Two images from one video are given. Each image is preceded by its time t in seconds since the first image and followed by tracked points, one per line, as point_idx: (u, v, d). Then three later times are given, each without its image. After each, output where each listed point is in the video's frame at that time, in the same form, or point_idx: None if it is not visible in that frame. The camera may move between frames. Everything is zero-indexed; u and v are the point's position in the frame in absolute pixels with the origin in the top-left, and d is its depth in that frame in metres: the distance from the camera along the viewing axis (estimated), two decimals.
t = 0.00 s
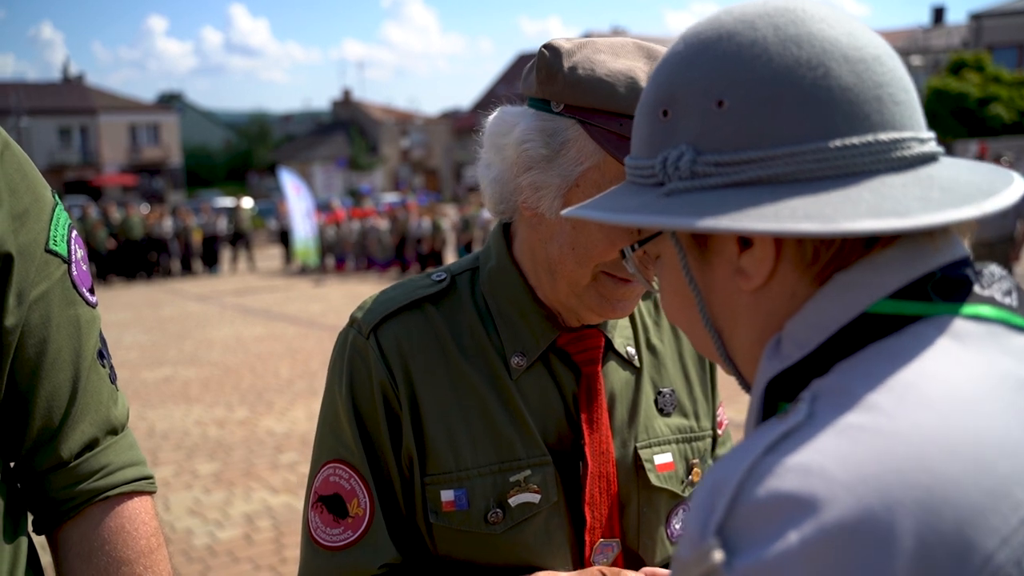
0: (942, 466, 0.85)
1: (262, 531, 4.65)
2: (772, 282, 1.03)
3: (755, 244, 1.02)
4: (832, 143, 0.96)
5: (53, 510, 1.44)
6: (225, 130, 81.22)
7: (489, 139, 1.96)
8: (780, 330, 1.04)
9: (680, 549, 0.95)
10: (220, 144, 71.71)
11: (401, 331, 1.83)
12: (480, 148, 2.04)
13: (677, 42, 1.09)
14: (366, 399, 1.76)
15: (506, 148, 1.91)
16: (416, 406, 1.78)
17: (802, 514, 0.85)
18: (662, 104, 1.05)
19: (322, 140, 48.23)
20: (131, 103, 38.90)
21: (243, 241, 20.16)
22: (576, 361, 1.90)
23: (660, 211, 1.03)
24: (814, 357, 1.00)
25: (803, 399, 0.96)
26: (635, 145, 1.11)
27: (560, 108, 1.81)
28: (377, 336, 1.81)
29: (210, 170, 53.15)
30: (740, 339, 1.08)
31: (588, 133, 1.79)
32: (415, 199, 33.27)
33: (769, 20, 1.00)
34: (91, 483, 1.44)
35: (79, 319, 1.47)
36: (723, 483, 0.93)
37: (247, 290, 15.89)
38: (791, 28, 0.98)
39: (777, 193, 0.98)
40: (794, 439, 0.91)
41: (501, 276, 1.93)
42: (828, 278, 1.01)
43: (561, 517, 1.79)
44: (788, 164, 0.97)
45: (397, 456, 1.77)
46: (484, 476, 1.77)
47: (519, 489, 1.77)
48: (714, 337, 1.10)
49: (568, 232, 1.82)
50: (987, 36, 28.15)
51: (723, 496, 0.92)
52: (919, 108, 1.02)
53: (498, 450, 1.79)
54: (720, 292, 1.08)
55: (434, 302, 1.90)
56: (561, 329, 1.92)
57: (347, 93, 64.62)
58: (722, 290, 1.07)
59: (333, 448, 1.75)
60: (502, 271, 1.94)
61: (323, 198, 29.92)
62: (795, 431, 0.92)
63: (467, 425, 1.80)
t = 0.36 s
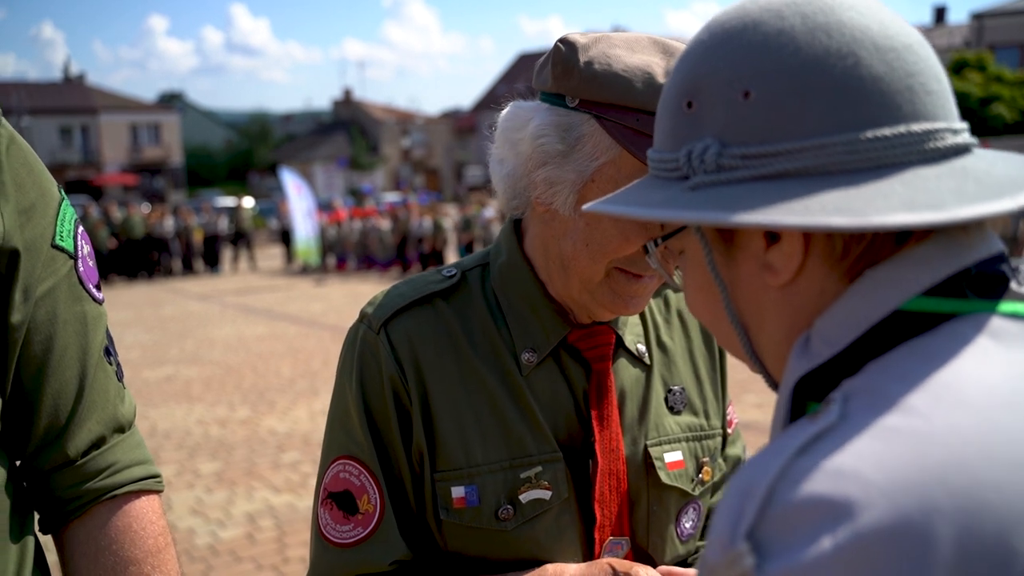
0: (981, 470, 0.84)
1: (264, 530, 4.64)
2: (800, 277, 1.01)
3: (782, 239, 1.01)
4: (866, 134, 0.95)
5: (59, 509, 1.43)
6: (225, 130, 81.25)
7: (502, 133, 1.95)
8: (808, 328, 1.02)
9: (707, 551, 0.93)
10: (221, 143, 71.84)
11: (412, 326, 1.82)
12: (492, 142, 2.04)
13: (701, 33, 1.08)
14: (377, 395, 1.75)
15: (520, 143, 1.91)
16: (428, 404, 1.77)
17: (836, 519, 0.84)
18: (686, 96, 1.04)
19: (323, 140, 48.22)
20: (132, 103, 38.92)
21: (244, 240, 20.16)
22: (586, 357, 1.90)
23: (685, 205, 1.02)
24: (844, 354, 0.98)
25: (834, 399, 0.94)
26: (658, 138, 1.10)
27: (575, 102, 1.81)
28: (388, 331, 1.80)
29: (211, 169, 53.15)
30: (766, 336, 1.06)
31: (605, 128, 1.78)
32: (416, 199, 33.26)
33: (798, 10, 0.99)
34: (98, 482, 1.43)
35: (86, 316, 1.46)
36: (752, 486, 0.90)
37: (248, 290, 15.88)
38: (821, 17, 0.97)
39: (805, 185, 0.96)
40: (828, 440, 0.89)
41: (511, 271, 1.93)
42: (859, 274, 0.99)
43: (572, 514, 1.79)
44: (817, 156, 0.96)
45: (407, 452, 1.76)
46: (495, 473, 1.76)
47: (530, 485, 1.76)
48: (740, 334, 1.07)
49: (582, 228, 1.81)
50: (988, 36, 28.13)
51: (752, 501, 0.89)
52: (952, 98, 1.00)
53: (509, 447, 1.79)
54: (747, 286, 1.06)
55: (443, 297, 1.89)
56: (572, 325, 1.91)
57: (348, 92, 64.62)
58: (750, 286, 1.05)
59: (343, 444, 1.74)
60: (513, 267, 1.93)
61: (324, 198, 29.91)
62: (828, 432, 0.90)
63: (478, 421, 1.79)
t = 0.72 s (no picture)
0: (1019, 471, 0.83)
1: (266, 530, 4.63)
2: (825, 275, 0.99)
3: (806, 237, 0.99)
4: (885, 125, 0.93)
5: (65, 508, 1.42)
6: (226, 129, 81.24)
7: (508, 129, 1.94)
8: (838, 328, 1.01)
9: (741, 554, 0.92)
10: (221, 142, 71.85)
11: (419, 323, 1.81)
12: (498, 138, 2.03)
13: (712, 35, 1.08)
14: (383, 392, 1.75)
15: (527, 137, 1.90)
16: (435, 403, 1.76)
17: (875, 527, 0.82)
18: (701, 97, 1.04)
19: (324, 139, 48.21)
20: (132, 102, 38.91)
21: (245, 240, 20.15)
22: (594, 354, 1.89)
23: (703, 207, 1.01)
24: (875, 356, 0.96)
25: (868, 401, 0.92)
26: (674, 143, 1.10)
27: (583, 94, 1.80)
28: (394, 328, 1.79)
29: (211, 169, 53.13)
30: (794, 340, 1.04)
31: (612, 120, 1.77)
32: (417, 199, 33.24)
33: (807, 3, 0.98)
34: (104, 481, 1.43)
35: (92, 314, 1.45)
36: (785, 491, 0.90)
37: (249, 289, 15.86)
38: (831, 9, 0.97)
39: (824, 181, 0.95)
40: (864, 442, 0.88)
41: (520, 268, 1.92)
42: (894, 271, 0.97)
43: (581, 510, 1.78)
44: (834, 150, 0.95)
45: (415, 450, 1.75)
46: (503, 470, 1.76)
47: (538, 482, 1.76)
48: (768, 339, 1.06)
49: (591, 221, 1.81)
50: (989, 36, 28.12)
51: (786, 507, 0.88)
52: (973, 83, 0.99)
53: (517, 444, 1.78)
54: (770, 285, 1.04)
55: (450, 293, 1.89)
56: (579, 321, 1.91)
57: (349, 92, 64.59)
58: (774, 287, 1.04)
59: (350, 441, 1.73)
60: (519, 262, 1.92)
61: (324, 197, 29.88)
62: (861, 437, 0.89)
63: (486, 418, 1.78)
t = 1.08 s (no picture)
0: None
1: (266, 529, 4.62)
2: (850, 272, 0.99)
3: (830, 232, 0.99)
4: (908, 116, 0.93)
5: (69, 509, 1.42)
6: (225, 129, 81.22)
7: (511, 126, 1.94)
8: (865, 325, 1.00)
9: (765, 554, 0.91)
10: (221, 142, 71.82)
11: (424, 321, 1.81)
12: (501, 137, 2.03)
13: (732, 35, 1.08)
14: (387, 392, 1.74)
15: (531, 132, 1.90)
16: (440, 402, 1.76)
17: (909, 527, 0.82)
18: (721, 96, 1.03)
19: (323, 139, 48.17)
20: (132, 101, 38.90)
21: (245, 239, 20.14)
22: (599, 352, 1.88)
23: (725, 204, 1.01)
24: (905, 355, 0.95)
25: (898, 401, 0.91)
26: (695, 144, 1.10)
27: (584, 86, 1.81)
28: (399, 326, 1.79)
29: (211, 168, 53.11)
30: (818, 338, 1.04)
31: (615, 110, 1.77)
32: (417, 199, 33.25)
33: None
34: (109, 481, 1.42)
35: (97, 312, 1.44)
36: (815, 492, 0.89)
37: (249, 289, 15.84)
38: (851, 3, 0.96)
39: (847, 175, 0.95)
40: (895, 442, 0.87)
41: (526, 267, 1.91)
42: (924, 266, 0.96)
43: (586, 509, 1.78)
44: (857, 144, 0.94)
45: (419, 449, 1.74)
46: (508, 469, 1.75)
47: (543, 481, 1.75)
48: (793, 340, 1.06)
49: (597, 215, 1.81)
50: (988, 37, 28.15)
51: (815, 507, 0.88)
52: (998, 75, 0.98)
53: (523, 443, 1.77)
54: (792, 283, 1.04)
55: (454, 290, 1.88)
56: (584, 319, 1.90)
57: (348, 92, 64.56)
58: (798, 285, 1.04)
59: (354, 440, 1.73)
60: (523, 260, 1.92)
61: (324, 197, 29.87)
62: (891, 438, 0.88)
63: (491, 417, 1.78)
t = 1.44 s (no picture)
0: None
1: (265, 529, 4.62)
2: (872, 267, 0.99)
3: (851, 226, 0.99)
4: (937, 108, 0.93)
5: (70, 509, 1.41)
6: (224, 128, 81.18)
7: (511, 124, 1.94)
8: (887, 322, 0.99)
9: (787, 552, 0.91)
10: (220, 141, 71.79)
11: (427, 321, 1.80)
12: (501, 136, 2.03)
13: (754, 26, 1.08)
14: (390, 393, 1.73)
15: (532, 130, 1.90)
16: (443, 402, 1.75)
17: (935, 528, 0.81)
18: (743, 88, 1.03)
19: (323, 139, 48.16)
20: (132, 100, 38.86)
21: (244, 239, 20.12)
22: (602, 351, 1.88)
23: (746, 195, 1.00)
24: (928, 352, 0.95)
25: (923, 400, 0.90)
26: (715, 136, 1.09)
27: (585, 81, 1.80)
28: (401, 326, 1.78)
29: (211, 168, 53.07)
30: (836, 334, 1.04)
31: (616, 104, 1.76)
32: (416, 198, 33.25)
33: None
34: (109, 481, 1.41)
35: (98, 311, 1.43)
36: (839, 490, 0.88)
37: (248, 288, 15.83)
38: None
39: (871, 167, 0.94)
40: (921, 441, 0.87)
41: (529, 267, 1.91)
42: (948, 262, 0.97)
43: (589, 510, 1.77)
44: (882, 136, 0.94)
45: (421, 450, 1.74)
46: (511, 469, 1.75)
47: (546, 482, 1.75)
48: (811, 336, 1.06)
49: (600, 211, 1.80)
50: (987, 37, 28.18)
51: (839, 505, 0.87)
52: None
53: (526, 444, 1.77)
54: (812, 276, 1.04)
55: (457, 290, 1.88)
56: (588, 317, 1.90)
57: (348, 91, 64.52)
58: (818, 279, 1.04)
59: (357, 441, 1.73)
60: (525, 260, 1.91)
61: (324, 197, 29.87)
62: (918, 437, 0.87)
63: (495, 418, 1.77)
